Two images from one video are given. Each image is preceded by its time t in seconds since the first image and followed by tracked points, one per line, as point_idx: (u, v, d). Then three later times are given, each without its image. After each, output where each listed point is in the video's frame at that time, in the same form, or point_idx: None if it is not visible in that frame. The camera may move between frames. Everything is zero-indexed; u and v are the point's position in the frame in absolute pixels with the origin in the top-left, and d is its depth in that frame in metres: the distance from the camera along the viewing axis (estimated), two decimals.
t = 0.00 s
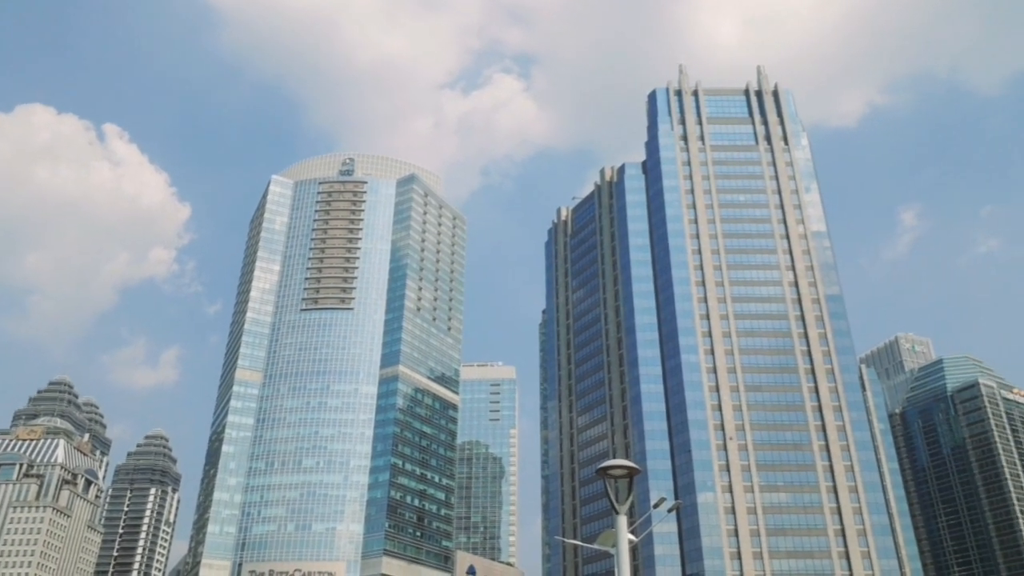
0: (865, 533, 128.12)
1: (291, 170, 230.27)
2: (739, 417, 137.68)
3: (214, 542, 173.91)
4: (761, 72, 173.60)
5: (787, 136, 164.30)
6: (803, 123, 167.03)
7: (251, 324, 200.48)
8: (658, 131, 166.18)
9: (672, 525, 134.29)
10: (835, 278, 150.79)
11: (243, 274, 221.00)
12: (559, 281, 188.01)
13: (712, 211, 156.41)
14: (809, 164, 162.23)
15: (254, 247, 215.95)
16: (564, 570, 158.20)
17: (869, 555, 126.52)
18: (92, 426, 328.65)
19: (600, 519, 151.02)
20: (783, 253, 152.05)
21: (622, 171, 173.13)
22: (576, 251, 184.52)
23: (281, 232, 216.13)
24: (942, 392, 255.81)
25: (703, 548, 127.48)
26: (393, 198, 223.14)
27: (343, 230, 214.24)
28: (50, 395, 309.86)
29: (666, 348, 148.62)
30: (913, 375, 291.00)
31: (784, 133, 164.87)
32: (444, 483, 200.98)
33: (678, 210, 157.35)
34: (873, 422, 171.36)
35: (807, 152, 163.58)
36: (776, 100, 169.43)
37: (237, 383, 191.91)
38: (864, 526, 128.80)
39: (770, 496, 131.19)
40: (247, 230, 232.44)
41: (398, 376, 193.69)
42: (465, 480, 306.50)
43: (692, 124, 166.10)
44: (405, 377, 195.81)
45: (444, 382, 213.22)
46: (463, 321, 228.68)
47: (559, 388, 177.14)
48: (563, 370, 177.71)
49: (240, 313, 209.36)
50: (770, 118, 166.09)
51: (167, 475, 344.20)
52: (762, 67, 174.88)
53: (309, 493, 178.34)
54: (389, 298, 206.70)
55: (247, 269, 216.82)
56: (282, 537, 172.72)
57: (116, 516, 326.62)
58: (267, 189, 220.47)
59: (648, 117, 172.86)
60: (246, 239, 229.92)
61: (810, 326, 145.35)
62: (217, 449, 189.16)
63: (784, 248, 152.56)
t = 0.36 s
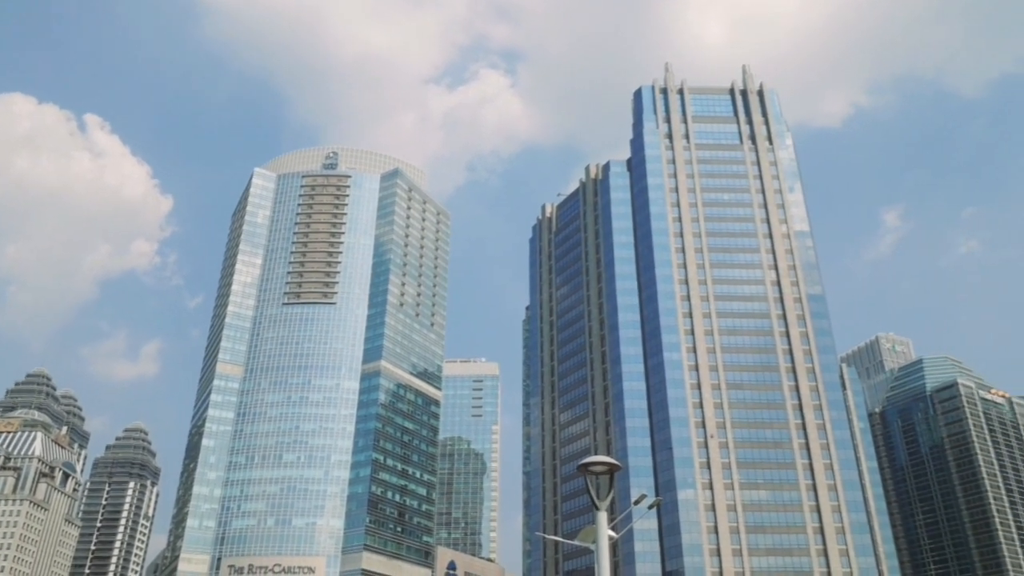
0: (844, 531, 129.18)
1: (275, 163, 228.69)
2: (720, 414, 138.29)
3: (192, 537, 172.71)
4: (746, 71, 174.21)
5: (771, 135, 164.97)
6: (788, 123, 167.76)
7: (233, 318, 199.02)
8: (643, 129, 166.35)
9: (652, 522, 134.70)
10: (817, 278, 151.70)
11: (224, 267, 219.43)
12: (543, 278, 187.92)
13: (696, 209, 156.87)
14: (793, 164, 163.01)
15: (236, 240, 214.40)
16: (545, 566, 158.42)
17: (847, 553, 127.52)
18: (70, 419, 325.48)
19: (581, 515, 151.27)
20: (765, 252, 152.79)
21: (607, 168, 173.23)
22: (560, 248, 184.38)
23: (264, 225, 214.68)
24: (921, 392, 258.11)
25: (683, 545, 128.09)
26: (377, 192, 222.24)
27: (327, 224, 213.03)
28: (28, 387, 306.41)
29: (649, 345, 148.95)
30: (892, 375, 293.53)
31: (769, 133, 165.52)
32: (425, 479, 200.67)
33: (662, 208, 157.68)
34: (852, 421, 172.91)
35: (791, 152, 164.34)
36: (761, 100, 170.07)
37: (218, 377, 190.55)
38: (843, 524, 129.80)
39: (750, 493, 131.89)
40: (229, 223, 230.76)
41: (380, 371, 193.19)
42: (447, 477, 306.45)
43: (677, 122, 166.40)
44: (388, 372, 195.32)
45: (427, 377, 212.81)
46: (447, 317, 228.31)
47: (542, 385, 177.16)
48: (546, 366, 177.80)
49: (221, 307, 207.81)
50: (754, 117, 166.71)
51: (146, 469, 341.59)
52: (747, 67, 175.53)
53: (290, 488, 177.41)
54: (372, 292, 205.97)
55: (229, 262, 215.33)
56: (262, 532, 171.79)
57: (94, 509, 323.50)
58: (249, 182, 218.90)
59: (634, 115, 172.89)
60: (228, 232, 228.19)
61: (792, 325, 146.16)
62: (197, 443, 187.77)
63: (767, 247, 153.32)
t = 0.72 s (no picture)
0: (822, 529, 130.18)
1: (258, 155, 227.15)
2: (701, 412, 138.88)
3: (171, 530, 171.42)
4: (731, 71, 174.69)
5: (755, 135, 165.53)
6: (772, 123, 168.41)
7: (214, 311, 197.47)
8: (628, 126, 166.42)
9: (632, 518, 135.19)
10: (799, 278, 152.56)
11: (206, 260, 217.85)
12: (527, 274, 187.82)
13: (680, 208, 157.27)
14: (776, 164, 163.70)
15: (217, 233, 212.79)
16: (525, 561, 158.56)
17: (825, 551, 128.52)
18: (47, 411, 321.94)
19: (562, 511, 151.57)
20: (748, 251, 153.49)
21: (592, 165, 173.13)
22: (544, 244, 184.32)
23: (246, 217, 213.18)
24: (900, 391, 260.48)
25: (663, 542, 128.66)
26: (361, 185, 221.18)
27: (310, 217, 211.68)
28: (4, 378, 302.64)
29: (631, 343, 149.22)
30: (872, 375, 296.03)
31: (753, 132, 166.10)
32: (407, 474, 200.19)
33: (646, 206, 157.89)
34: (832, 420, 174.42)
35: (774, 152, 165.03)
36: (745, 100, 170.59)
37: (198, 370, 189.11)
38: (821, 522, 130.78)
39: (730, 491, 132.59)
40: (211, 215, 229.03)
41: (362, 365, 192.55)
42: (428, 472, 307.16)
43: (662, 120, 166.60)
44: (370, 367, 194.72)
45: (409, 372, 212.23)
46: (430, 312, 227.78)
47: (525, 381, 177.20)
48: (529, 362, 177.80)
49: (202, 300, 206.20)
50: (739, 117, 167.23)
51: (124, 462, 338.58)
52: (732, 66, 176.05)
53: (270, 482, 176.46)
54: (355, 287, 205.07)
55: (210, 254, 213.70)
56: (242, 526, 170.83)
57: (71, 502, 320.32)
58: (232, 174, 217.18)
59: (619, 112, 172.90)
60: (210, 225, 226.44)
61: (773, 324, 146.92)
62: (177, 436, 186.29)
63: (750, 246, 154.03)
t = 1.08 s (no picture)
0: (800, 526, 131.15)
1: (241, 147, 225.43)
2: (682, 409, 139.45)
3: (148, 524, 170.15)
4: (717, 70, 175.29)
5: (739, 135, 166.18)
6: (756, 123, 169.12)
7: (194, 303, 195.87)
8: (613, 124, 166.48)
9: (612, 514, 135.48)
10: (780, 277, 153.43)
11: (187, 252, 216.04)
12: (511, 270, 187.68)
13: (664, 206, 157.67)
14: (760, 164, 164.42)
15: (199, 224, 211.06)
16: (505, 557, 158.64)
17: (803, 548, 129.52)
18: (24, 403, 318.40)
19: (542, 507, 151.82)
20: (730, 250, 154.18)
21: (577, 162, 172.96)
22: (528, 240, 184.23)
23: (228, 209, 211.57)
24: (879, 391, 262.88)
25: (642, 538, 129.13)
26: (345, 178, 220.10)
27: (293, 210, 210.29)
28: None
29: (614, 340, 149.47)
30: (851, 374, 298.70)
31: (737, 132, 166.72)
32: (387, 469, 199.64)
33: (630, 203, 158.07)
34: (812, 419, 176.19)
35: (758, 152, 165.75)
36: (730, 99, 171.20)
37: (178, 362, 187.60)
38: (799, 519, 131.74)
39: (710, 488, 133.28)
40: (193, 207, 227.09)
41: (344, 360, 191.75)
42: (409, 467, 306.16)
43: (647, 118, 166.84)
44: (352, 361, 193.99)
45: (391, 367, 211.64)
46: (413, 307, 227.29)
47: (507, 376, 177.23)
48: (511, 358, 177.82)
49: (183, 292, 204.47)
50: (723, 116, 167.86)
51: (101, 454, 335.56)
52: (718, 66, 176.64)
53: (249, 476, 175.43)
54: (338, 281, 204.11)
55: (191, 246, 211.94)
56: (220, 520, 169.80)
57: (47, 495, 317.04)
58: (214, 165, 215.36)
59: (605, 110, 172.94)
60: (191, 216, 224.57)
61: (754, 322, 147.69)
62: (155, 429, 184.78)
63: (732, 245, 154.72)
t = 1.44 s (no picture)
0: (774, 522, 132.36)
1: (219, 136, 223.17)
2: (659, 405, 140.16)
3: (120, 515, 168.42)
4: (698, 69, 175.97)
5: (720, 133, 166.99)
6: (736, 122, 170.02)
7: (169, 293, 193.85)
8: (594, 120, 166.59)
9: (588, 509, 135.95)
10: (758, 275, 154.49)
11: (163, 241, 213.75)
12: (490, 264, 187.42)
13: (644, 203, 158.21)
14: (739, 163, 165.34)
15: (175, 214, 208.81)
16: (481, 551, 158.72)
17: (776, 544, 130.78)
18: None
19: (518, 501, 152.03)
20: (709, 248, 155.01)
21: (558, 158, 172.74)
22: (508, 235, 184.08)
23: (205, 199, 209.48)
24: (853, 390, 265.85)
25: (618, 533, 129.82)
26: (324, 169, 218.63)
27: (271, 200, 208.56)
28: None
29: (592, 336, 149.81)
30: (826, 373, 301.85)
31: (717, 130, 167.51)
32: (364, 462, 198.83)
33: (610, 200, 158.45)
34: (787, 417, 177.89)
35: (738, 151, 166.65)
36: (711, 98, 171.91)
37: (152, 353, 185.61)
38: (773, 516, 132.95)
39: (685, 483, 134.17)
40: (169, 196, 224.66)
41: (321, 352, 190.70)
42: (385, 461, 305.75)
43: (628, 115, 167.16)
44: (329, 353, 193.02)
45: (369, 360, 210.75)
46: (391, 300, 226.48)
47: (485, 371, 177.18)
48: (490, 353, 177.70)
49: (158, 281, 202.26)
50: (704, 115, 168.57)
51: (73, 445, 331.77)
52: (699, 64, 177.28)
53: (224, 467, 174.13)
54: (316, 272, 202.80)
55: (167, 235, 209.70)
56: (194, 511, 168.40)
57: (17, 485, 312.98)
58: (191, 154, 213.06)
59: (586, 106, 172.96)
60: (167, 205, 222.13)
61: (731, 320, 148.64)
62: (129, 420, 182.78)
63: (711, 243, 155.54)
